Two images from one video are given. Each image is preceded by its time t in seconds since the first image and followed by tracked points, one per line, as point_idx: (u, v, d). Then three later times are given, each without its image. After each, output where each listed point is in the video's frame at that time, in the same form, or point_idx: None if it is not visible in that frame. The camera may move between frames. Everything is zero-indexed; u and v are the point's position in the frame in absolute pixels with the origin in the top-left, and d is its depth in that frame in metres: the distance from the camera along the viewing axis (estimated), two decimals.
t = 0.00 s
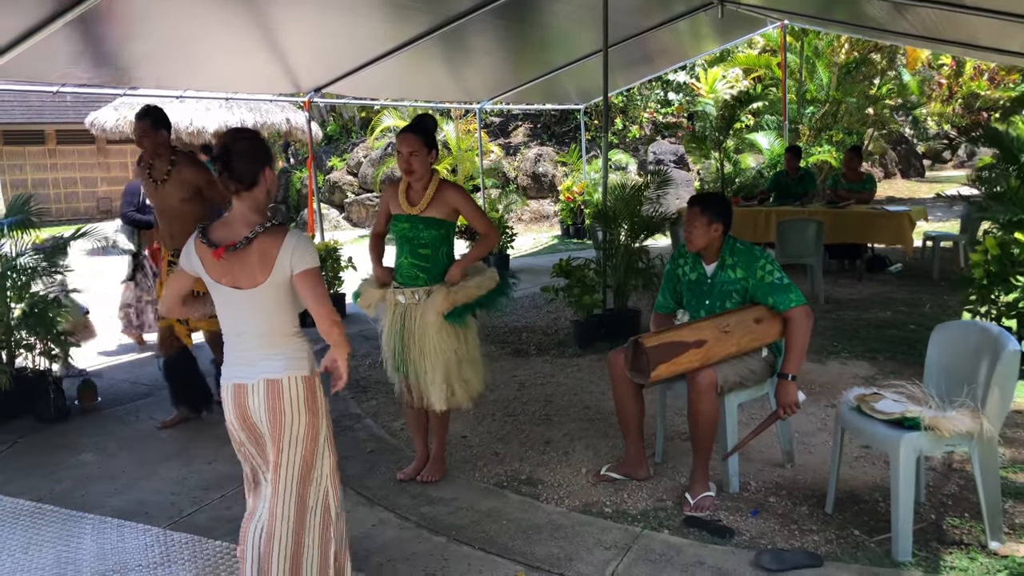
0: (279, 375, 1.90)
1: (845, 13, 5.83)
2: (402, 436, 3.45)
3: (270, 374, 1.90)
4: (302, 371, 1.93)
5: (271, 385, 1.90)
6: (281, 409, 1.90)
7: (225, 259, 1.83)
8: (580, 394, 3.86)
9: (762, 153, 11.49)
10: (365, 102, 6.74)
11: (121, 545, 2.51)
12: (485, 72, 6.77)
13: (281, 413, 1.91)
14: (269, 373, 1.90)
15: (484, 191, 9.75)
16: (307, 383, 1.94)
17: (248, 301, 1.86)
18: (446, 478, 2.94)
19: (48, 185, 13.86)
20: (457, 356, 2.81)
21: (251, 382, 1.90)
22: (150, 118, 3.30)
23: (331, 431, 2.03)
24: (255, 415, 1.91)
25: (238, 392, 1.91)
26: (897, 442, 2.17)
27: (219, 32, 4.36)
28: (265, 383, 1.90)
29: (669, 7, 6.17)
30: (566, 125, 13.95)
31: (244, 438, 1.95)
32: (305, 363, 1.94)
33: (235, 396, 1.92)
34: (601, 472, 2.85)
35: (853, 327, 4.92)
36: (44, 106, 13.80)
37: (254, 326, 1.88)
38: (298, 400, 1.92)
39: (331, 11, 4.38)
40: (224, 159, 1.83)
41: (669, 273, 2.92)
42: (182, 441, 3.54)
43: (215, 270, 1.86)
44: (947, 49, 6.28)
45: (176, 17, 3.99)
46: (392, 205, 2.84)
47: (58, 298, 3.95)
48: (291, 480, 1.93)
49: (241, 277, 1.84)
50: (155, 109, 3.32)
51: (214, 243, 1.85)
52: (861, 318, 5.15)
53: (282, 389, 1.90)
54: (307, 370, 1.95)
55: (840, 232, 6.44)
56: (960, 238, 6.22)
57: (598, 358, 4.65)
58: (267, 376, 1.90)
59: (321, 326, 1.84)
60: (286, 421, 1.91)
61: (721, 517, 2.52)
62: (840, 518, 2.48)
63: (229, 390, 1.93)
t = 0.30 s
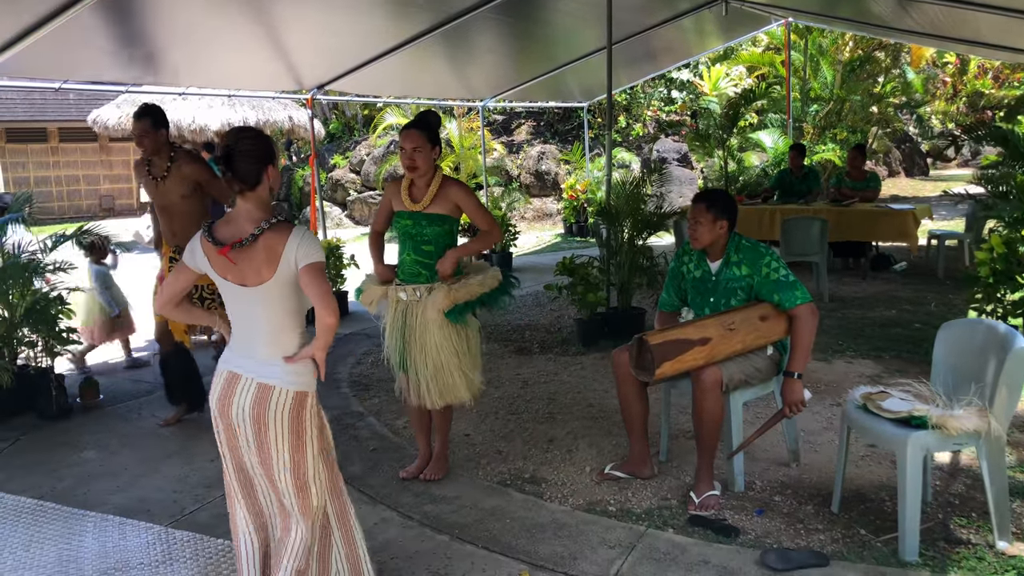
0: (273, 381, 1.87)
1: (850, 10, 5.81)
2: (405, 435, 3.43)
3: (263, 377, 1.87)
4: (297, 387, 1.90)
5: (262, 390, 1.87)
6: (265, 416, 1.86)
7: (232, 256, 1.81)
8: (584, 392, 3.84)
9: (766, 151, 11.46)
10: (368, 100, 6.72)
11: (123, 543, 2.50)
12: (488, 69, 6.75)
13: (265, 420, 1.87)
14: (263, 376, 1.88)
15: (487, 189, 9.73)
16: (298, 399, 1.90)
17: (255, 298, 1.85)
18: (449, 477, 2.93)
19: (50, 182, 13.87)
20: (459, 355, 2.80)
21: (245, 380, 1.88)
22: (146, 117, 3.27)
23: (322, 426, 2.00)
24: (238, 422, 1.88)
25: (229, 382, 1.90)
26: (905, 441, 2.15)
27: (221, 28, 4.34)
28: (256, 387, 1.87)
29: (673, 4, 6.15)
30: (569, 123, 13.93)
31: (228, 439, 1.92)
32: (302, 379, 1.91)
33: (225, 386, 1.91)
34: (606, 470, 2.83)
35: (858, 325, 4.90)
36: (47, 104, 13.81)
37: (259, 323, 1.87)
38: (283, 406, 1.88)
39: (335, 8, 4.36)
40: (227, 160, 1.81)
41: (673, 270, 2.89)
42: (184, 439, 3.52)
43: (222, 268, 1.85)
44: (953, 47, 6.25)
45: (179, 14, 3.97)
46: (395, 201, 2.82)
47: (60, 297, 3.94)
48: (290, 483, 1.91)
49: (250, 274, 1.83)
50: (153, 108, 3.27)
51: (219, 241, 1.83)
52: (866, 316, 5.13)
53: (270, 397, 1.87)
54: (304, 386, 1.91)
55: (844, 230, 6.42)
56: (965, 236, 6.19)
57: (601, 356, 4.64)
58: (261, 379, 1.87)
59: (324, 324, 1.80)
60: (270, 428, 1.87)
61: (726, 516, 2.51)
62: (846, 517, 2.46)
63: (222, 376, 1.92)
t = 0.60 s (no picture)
0: (292, 367, 1.87)
1: (853, 8, 5.77)
2: (406, 434, 3.42)
3: (280, 369, 1.86)
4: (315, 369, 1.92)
5: (284, 379, 1.86)
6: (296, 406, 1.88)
7: (231, 257, 1.78)
8: (586, 392, 3.83)
9: (767, 149, 11.42)
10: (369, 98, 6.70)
11: (123, 544, 2.49)
12: (490, 67, 6.72)
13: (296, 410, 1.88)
14: (278, 367, 1.86)
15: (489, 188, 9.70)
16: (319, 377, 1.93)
17: (254, 299, 1.81)
18: (451, 477, 2.91)
19: (52, 181, 13.86)
20: (461, 357, 2.78)
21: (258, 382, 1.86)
22: (161, 112, 3.26)
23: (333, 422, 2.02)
24: (268, 417, 1.86)
25: (247, 394, 1.86)
26: (910, 442, 2.13)
27: (222, 26, 4.32)
28: (276, 378, 1.86)
29: (676, 2, 6.12)
30: (571, 122, 13.90)
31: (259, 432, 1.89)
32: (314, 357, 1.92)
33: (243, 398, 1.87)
34: (608, 471, 2.81)
35: (861, 324, 4.88)
36: (48, 101, 13.79)
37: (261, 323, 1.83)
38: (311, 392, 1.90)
39: (336, 6, 4.34)
40: (230, 161, 1.80)
41: (676, 269, 2.87)
42: (185, 439, 3.51)
43: (220, 268, 1.81)
44: (956, 45, 6.22)
45: (180, 11, 3.95)
46: (397, 201, 2.80)
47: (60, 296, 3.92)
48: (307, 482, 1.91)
49: (249, 274, 1.80)
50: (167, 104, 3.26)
51: (219, 240, 1.80)
52: (869, 316, 5.10)
53: (294, 382, 1.87)
54: (316, 362, 1.93)
55: (847, 229, 6.39)
56: (968, 236, 6.17)
57: (603, 355, 4.62)
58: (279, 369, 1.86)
59: (343, 318, 1.83)
60: (302, 421, 1.88)
61: (730, 517, 2.49)
62: (851, 518, 2.44)
63: (234, 393, 1.88)
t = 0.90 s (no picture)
0: (276, 386, 1.85)
1: (853, 9, 5.78)
2: (406, 436, 3.42)
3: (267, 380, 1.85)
4: (298, 391, 1.88)
5: (266, 393, 1.84)
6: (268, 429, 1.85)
7: (232, 256, 1.78)
8: (586, 393, 3.84)
9: (768, 150, 11.43)
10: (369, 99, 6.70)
11: (123, 546, 2.49)
12: (490, 68, 6.73)
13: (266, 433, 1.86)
14: (267, 379, 1.85)
15: (489, 189, 9.70)
16: (298, 403, 1.88)
17: (258, 299, 1.82)
18: (451, 479, 2.91)
19: (52, 182, 13.86)
20: (456, 361, 2.77)
21: (249, 384, 1.85)
22: (192, 115, 3.21)
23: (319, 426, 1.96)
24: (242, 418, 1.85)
25: (228, 388, 1.86)
26: (910, 444, 2.13)
27: (224, 28, 4.33)
28: (258, 389, 1.84)
29: (677, 3, 6.11)
30: (571, 122, 13.91)
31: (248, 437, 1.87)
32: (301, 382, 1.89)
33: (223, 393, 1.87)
34: (608, 472, 2.81)
35: (861, 325, 4.88)
36: (49, 102, 13.80)
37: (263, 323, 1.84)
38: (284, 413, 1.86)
39: (337, 7, 4.34)
40: (231, 162, 1.80)
41: (676, 271, 2.87)
42: (186, 440, 3.51)
43: (221, 269, 1.81)
44: (956, 46, 6.22)
45: (180, 13, 3.95)
46: (395, 205, 2.81)
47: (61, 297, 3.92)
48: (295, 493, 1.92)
49: (250, 275, 1.80)
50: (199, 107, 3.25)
51: (220, 241, 1.80)
52: (870, 317, 5.11)
53: (274, 398, 1.85)
54: (305, 389, 1.90)
55: (847, 230, 6.39)
56: (968, 236, 6.17)
57: (603, 357, 4.62)
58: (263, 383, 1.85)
59: (337, 323, 1.81)
60: (278, 437, 1.86)
61: (730, 519, 2.49)
62: (851, 520, 2.44)
63: (220, 380, 1.89)
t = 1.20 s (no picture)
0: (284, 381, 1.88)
1: (852, 11, 5.79)
2: (407, 437, 3.44)
3: (273, 378, 1.87)
4: (308, 378, 1.92)
5: (277, 389, 1.87)
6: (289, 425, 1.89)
7: (221, 263, 1.78)
8: (586, 394, 3.85)
9: (768, 150, 11.44)
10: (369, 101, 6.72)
11: (125, 547, 2.50)
12: (490, 69, 6.74)
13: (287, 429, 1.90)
14: (265, 380, 1.87)
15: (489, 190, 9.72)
16: (312, 387, 1.94)
17: (250, 306, 1.82)
18: (451, 481, 2.93)
19: (54, 183, 13.87)
20: (451, 365, 2.78)
21: (254, 389, 1.87)
22: (220, 120, 3.13)
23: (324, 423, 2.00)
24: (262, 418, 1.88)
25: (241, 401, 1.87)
26: (907, 446, 2.14)
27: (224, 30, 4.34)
28: (270, 391, 1.87)
29: (677, 5, 6.13)
30: (572, 123, 13.93)
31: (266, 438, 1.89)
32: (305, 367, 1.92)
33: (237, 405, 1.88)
34: (608, 474, 2.83)
35: (861, 326, 4.89)
36: (50, 104, 13.81)
37: (252, 332, 1.84)
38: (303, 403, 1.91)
39: (337, 9, 4.35)
40: (226, 169, 1.80)
41: (675, 273, 2.89)
42: (187, 442, 3.53)
43: (212, 276, 1.81)
44: (955, 48, 6.23)
45: (179, 16, 3.96)
46: (394, 208, 2.82)
47: (63, 298, 3.93)
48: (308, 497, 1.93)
49: (240, 282, 1.80)
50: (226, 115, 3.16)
51: (212, 246, 1.80)
52: (869, 318, 5.12)
53: (288, 393, 1.88)
54: (311, 373, 1.94)
55: (847, 231, 6.40)
56: (968, 237, 6.18)
57: (603, 358, 4.63)
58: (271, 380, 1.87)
59: (336, 326, 1.82)
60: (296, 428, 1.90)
61: (728, 520, 2.50)
62: (848, 521, 2.45)
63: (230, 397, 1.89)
